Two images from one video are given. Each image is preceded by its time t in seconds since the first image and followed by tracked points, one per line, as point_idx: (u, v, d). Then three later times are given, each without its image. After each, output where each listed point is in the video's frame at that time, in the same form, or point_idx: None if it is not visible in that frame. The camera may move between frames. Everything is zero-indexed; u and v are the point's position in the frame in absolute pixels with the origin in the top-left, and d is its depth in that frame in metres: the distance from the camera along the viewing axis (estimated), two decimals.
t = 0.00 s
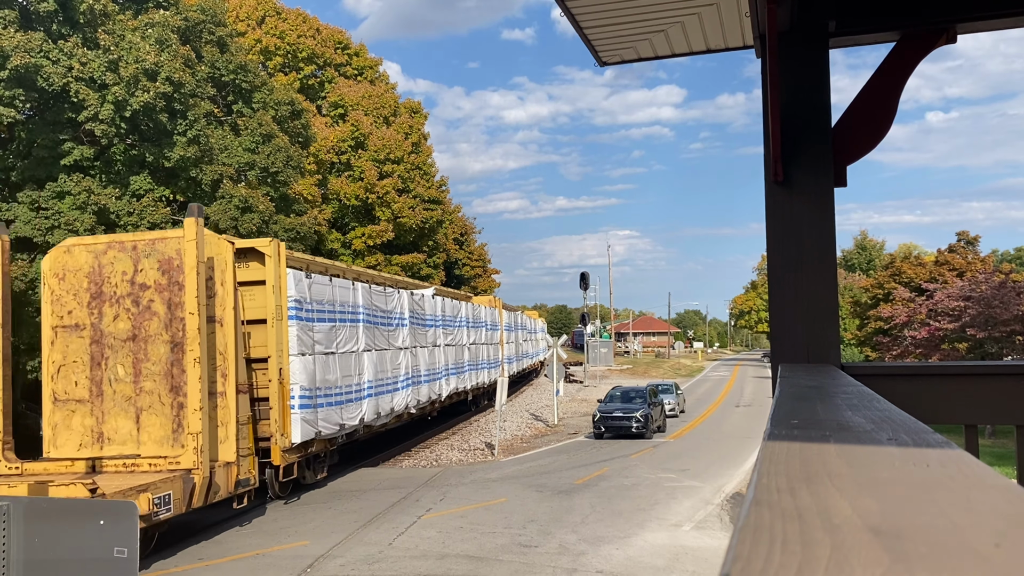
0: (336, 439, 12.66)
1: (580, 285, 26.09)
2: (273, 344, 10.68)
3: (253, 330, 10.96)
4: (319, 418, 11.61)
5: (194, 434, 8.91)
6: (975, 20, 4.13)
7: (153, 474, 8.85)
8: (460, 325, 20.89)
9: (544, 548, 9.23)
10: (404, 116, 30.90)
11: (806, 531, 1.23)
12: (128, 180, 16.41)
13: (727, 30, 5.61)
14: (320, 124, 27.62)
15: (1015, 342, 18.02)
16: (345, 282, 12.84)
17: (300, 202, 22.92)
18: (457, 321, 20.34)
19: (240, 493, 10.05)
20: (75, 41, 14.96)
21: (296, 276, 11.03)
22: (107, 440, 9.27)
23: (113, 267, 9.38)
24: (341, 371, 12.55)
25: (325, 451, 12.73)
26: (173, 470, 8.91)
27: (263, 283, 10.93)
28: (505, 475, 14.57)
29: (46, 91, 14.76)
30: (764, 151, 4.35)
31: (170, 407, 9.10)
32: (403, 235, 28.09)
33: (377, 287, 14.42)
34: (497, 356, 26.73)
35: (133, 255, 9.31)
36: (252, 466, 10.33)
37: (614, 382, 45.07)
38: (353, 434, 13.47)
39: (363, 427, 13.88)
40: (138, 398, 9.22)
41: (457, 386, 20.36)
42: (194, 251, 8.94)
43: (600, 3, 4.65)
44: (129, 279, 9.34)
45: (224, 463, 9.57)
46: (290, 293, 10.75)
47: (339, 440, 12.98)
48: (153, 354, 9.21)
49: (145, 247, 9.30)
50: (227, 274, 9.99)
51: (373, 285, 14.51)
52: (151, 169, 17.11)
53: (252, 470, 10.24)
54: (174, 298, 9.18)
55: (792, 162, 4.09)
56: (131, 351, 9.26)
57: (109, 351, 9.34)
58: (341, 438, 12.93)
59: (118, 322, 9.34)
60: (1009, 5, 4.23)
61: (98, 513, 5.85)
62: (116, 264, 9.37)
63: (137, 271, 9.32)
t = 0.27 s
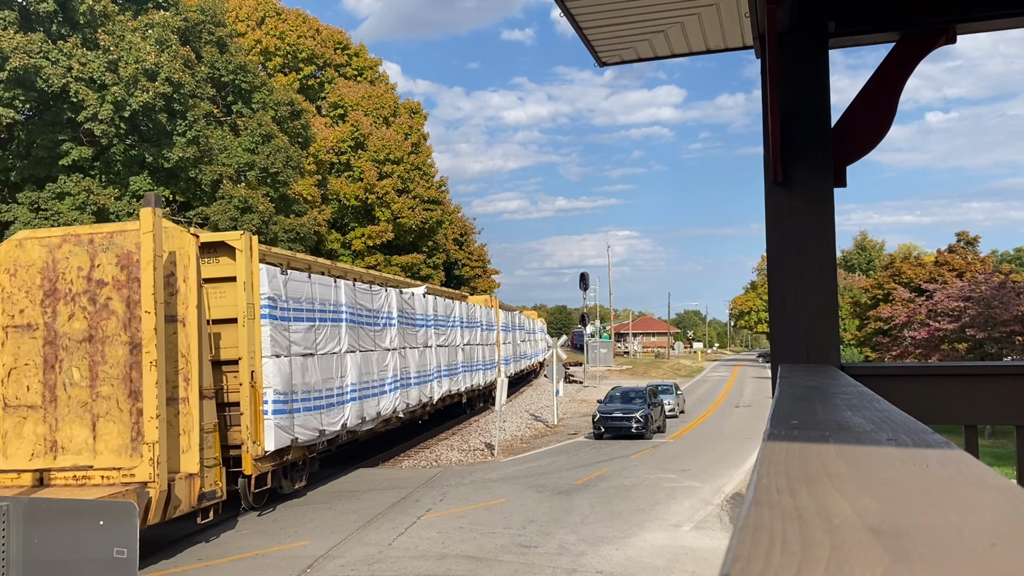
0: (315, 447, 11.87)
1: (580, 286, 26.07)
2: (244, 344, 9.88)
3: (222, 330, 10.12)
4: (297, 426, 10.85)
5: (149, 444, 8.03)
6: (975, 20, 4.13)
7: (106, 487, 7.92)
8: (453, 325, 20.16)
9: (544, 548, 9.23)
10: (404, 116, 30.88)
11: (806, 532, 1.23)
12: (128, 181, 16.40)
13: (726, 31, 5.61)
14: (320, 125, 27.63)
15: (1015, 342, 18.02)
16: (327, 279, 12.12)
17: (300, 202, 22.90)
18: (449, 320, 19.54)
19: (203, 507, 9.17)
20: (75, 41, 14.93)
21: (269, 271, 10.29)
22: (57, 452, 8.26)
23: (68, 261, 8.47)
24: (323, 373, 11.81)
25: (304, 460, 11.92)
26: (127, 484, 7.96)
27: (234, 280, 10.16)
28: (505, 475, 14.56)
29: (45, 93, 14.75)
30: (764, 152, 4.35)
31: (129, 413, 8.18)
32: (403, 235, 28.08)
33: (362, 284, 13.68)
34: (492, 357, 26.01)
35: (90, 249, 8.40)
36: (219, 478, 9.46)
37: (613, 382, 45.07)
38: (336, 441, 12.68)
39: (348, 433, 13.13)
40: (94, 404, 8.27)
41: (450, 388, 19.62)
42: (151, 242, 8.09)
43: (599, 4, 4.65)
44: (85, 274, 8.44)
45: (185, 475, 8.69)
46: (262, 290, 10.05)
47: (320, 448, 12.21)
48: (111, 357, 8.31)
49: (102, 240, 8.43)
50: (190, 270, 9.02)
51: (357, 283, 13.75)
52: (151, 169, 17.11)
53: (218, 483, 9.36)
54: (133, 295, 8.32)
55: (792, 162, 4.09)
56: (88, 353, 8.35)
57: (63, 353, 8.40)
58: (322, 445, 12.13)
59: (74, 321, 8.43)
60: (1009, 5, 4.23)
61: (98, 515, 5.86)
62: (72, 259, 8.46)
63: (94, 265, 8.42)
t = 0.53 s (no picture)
0: (292, 454, 11.18)
1: (580, 286, 26.06)
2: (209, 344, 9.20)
3: (188, 331, 9.49)
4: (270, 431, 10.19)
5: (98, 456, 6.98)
6: (974, 20, 4.13)
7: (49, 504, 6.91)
8: (445, 325, 19.46)
9: (544, 548, 9.24)
10: (404, 116, 30.86)
11: (806, 531, 1.23)
12: (128, 181, 16.42)
13: (726, 31, 5.61)
14: (319, 125, 27.66)
15: (1015, 343, 18.03)
16: (305, 275, 11.51)
17: (299, 202, 22.88)
18: (441, 320, 18.89)
19: (162, 523, 8.40)
20: (74, 41, 14.91)
21: (240, 266, 9.62)
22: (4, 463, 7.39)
23: (14, 255, 7.51)
24: (300, 375, 11.19)
25: (278, 468, 11.21)
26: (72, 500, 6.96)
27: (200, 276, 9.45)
28: (504, 475, 14.55)
29: (44, 94, 14.75)
30: (764, 152, 4.35)
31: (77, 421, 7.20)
32: (403, 236, 28.08)
33: (345, 282, 13.03)
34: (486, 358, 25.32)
35: (38, 241, 7.46)
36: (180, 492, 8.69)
37: (613, 383, 45.08)
38: (315, 448, 11.98)
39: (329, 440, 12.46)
40: (41, 411, 7.33)
41: (442, 391, 18.93)
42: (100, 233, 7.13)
43: (598, 4, 4.65)
44: (31, 269, 7.48)
45: (141, 488, 7.88)
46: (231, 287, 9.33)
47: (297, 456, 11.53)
48: (61, 359, 7.34)
49: (52, 230, 7.47)
50: (147, 264, 8.37)
51: (339, 280, 13.08)
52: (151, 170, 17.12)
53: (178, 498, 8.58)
54: (82, 291, 7.33)
55: (792, 162, 4.09)
56: (34, 355, 7.40)
57: (9, 356, 7.46)
58: (299, 452, 11.44)
59: (20, 321, 7.49)
60: (1008, 5, 4.23)
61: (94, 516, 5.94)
62: (19, 252, 7.51)
63: (42, 259, 7.47)
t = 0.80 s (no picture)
0: (265, 463, 10.44)
1: (580, 286, 26.06)
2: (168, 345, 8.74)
3: (150, 330, 9.17)
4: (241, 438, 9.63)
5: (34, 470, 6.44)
6: (975, 20, 4.13)
7: None
8: (438, 325, 18.72)
9: (544, 548, 9.24)
10: (404, 117, 30.86)
11: (807, 532, 1.23)
12: (128, 181, 16.43)
13: (726, 31, 5.61)
14: (319, 125, 27.68)
15: (1015, 343, 18.04)
16: (281, 271, 10.84)
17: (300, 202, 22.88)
18: (434, 320, 18.20)
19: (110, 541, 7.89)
20: (74, 42, 14.92)
21: (204, 261, 9.08)
22: None
23: None
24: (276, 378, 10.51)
25: (250, 479, 10.44)
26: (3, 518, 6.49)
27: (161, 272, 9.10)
28: (504, 476, 14.54)
29: (43, 95, 14.76)
30: (764, 152, 4.35)
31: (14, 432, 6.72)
32: (403, 236, 28.09)
33: (327, 279, 12.33)
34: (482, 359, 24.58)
35: None
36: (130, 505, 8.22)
37: (614, 383, 45.12)
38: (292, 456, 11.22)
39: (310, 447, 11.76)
40: None
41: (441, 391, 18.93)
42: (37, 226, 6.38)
43: (599, 4, 4.65)
44: None
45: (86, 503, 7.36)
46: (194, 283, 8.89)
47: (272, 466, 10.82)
48: None
49: None
50: (94, 257, 7.39)
51: (321, 277, 12.37)
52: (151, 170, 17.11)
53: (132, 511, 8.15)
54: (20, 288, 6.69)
55: (792, 163, 4.09)
56: None
57: None
58: (274, 461, 10.71)
59: None
60: (1008, 6, 4.23)
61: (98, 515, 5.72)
62: None
63: None
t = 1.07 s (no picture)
0: (234, 473, 9.98)
1: (580, 286, 26.06)
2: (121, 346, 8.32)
3: (102, 330, 8.77)
4: (203, 445, 9.16)
5: None
6: (975, 20, 4.13)
7: None
8: (428, 324, 18.18)
9: (544, 548, 9.24)
10: (404, 116, 30.84)
11: (807, 531, 1.23)
12: (128, 181, 16.45)
13: (726, 31, 5.61)
14: (319, 125, 27.69)
15: (1015, 343, 18.05)
16: (252, 268, 10.40)
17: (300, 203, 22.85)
18: (424, 319, 17.75)
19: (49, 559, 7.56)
20: (74, 42, 14.93)
21: (162, 254, 8.67)
22: None
23: None
24: (245, 381, 10.07)
25: (218, 490, 9.97)
26: None
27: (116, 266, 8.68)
28: (504, 475, 14.53)
29: (43, 95, 14.79)
30: (764, 152, 4.35)
31: None
32: (403, 236, 28.09)
33: (306, 276, 11.94)
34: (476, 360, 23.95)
35: None
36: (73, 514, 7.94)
37: (614, 383, 45.13)
38: (265, 464, 10.76)
39: (285, 453, 11.30)
40: None
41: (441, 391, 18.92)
42: None
43: (599, 4, 4.65)
44: None
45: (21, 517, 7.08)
46: (152, 279, 8.50)
47: (245, 473, 10.29)
48: None
49: None
50: (30, 248, 7.15)
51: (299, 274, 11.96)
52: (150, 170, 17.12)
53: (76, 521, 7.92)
54: None
55: (792, 163, 4.09)
56: None
57: None
58: (244, 470, 10.26)
59: None
60: (1008, 5, 4.23)
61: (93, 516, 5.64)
62: None
63: None
